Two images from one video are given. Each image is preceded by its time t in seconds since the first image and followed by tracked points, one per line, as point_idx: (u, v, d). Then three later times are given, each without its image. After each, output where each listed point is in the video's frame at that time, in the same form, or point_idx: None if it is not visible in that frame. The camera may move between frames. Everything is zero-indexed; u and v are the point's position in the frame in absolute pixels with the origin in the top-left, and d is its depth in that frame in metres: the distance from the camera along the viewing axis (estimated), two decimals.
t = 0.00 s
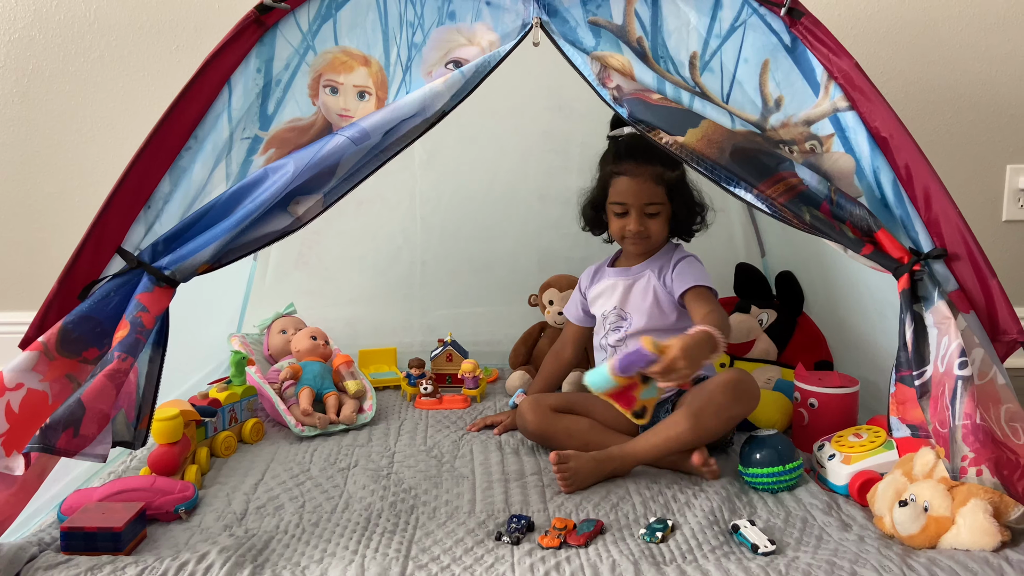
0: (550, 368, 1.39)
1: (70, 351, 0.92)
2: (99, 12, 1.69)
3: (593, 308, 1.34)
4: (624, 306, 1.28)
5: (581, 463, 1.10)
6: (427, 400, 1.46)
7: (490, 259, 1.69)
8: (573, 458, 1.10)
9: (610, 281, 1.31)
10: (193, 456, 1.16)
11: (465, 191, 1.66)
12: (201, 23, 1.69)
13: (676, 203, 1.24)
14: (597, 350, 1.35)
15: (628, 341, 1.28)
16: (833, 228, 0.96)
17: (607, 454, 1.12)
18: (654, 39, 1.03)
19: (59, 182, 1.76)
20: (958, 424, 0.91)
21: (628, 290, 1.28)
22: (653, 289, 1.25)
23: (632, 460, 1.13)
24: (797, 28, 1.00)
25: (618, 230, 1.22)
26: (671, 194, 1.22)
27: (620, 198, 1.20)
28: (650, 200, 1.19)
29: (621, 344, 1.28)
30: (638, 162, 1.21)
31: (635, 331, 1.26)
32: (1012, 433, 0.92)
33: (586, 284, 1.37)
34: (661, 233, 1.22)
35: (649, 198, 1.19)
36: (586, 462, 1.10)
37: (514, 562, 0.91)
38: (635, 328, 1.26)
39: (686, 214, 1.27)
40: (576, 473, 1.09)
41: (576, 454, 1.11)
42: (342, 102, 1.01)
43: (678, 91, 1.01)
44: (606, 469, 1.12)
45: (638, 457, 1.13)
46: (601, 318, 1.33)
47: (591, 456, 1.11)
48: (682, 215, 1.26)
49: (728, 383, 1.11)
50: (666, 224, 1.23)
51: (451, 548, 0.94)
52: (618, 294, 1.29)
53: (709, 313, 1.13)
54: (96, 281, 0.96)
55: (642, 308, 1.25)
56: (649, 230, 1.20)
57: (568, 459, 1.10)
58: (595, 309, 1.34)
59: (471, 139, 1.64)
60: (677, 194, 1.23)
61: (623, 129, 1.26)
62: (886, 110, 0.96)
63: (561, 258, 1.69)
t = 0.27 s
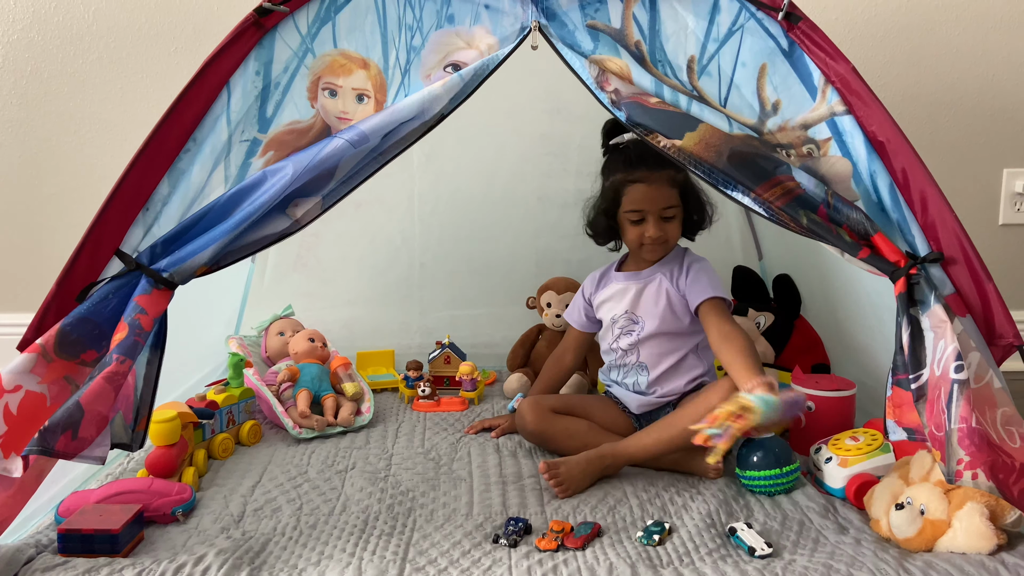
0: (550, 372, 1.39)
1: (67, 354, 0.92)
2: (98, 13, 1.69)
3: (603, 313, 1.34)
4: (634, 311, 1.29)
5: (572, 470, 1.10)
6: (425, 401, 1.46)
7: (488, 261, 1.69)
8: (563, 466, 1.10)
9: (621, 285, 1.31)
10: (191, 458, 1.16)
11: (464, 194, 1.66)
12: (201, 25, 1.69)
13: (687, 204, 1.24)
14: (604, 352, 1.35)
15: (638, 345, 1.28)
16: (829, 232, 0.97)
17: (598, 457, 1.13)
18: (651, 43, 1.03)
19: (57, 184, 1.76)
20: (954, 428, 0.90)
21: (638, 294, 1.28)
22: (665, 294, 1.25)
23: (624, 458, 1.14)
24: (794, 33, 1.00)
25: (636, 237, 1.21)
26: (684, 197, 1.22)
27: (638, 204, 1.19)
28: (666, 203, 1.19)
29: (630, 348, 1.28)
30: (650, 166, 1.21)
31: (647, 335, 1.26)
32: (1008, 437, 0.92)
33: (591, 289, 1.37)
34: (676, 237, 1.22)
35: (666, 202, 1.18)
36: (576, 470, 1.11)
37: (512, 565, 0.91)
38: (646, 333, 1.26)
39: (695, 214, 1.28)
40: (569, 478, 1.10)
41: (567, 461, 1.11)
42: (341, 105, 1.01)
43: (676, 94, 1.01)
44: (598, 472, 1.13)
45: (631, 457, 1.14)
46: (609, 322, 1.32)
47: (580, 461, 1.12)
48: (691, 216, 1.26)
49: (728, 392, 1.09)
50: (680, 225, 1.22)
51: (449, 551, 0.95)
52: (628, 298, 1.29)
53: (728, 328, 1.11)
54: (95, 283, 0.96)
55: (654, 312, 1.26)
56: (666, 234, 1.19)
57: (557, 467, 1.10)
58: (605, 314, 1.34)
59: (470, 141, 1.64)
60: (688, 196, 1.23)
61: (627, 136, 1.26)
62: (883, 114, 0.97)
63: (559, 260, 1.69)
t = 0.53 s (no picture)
0: (557, 375, 1.39)
1: (66, 355, 0.92)
2: (98, 15, 1.69)
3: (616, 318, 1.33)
4: (648, 319, 1.28)
5: (571, 474, 1.10)
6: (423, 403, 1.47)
7: (487, 264, 1.69)
8: (563, 470, 1.10)
9: (637, 291, 1.30)
10: (189, 460, 1.16)
11: (462, 197, 1.66)
12: (200, 27, 1.69)
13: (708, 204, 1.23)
14: (613, 355, 1.34)
15: (649, 354, 1.27)
16: (826, 235, 0.96)
17: (595, 455, 1.13)
18: (650, 47, 1.03)
19: (56, 185, 1.76)
20: (949, 432, 0.91)
21: (654, 302, 1.27)
22: (682, 304, 1.24)
23: (618, 466, 1.14)
24: (792, 37, 1.01)
25: (652, 238, 1.20)
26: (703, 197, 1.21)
27: (653, 203, 1.18)
28: (682, 203, 1.18)
29: (640, 356, 1.27)
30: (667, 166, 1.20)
31: (659, 345, 1.25)
32: (1003, 441, 0.93)
33: (606, 291, 1.36)
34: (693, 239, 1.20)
35: (682, 201, 1.18)
36: (576, 474, 1.10)
37: (509, 568, 0.91)
38: (658, 342, 1.26)
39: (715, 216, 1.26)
40: (568, 482, 1.09)
41: (566, 465, 1.11)
42: (340, 108, 1.01)
43: (674, 98, 1.01)
44: (594, 472, 1.13)
45: (624, 464, 1.14)
46: (621, 326, 1.32)
47: (577, 459, 1.12)
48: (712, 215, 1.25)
49: (733, 420, 1.09)
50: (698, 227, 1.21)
51: (446, 553, 0.95)
52: (643, 306, 1.28)
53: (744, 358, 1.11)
54: (93, 286, 0.97)
55: (670, 323, 1.25)
56: (681, 235, 1.18)
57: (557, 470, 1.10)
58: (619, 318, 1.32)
59: (468, 144, 1.64)
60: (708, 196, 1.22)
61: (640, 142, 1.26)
62: (880, 119, 0.97)
63: (557, 263, 1.69)
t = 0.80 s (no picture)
0: (566, 377, 1.38)
1: (64, 357, 0.92)
2: (97, 16, 1.69)
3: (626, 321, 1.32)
4: (661, 324, 1.26)
5: (573, 475, 1.10)
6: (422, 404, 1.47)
7: (485, 265, 1.69)
8: (566, 470, 1.10)
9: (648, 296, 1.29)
10: (187, 461, 1.16)
11: (462, 198, 1.67)
12: (200, 28, 1.69)
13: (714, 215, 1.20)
14: (622, 358, 1.33)
15: (660, 360, 1.26)
16: (825, 238, 0.96)
17: (593, 460, 1.13)
18: (649, 50, 1.04)
19: (55, 186, 1.76)
20: (946, 434, 0.91)
21: (668, 308, 1.26)
22: (698, 312, 1.23)
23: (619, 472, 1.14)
24: (791, 40, 1.01)
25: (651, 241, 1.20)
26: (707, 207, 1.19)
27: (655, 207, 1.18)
28: (683, 210, 1.17)
29: (652, 362, 1.27)
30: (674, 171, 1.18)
31: (671, 352, 1.25)
32: (1000, 444, 0.92)
33: (617, 293, 1.34)
34: (695, 248, 1.19)
35: (682, 208, 1.17)
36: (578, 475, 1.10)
37: (507, 569, 0.91)
38: (670, 349, 1.25)
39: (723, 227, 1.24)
40: (569, 484, 1.09)
41: (568, 465, 1.11)
42: (339, 109, 1.01)
43: (673, 101, 1.01)
44: (593, 474, 1.13)
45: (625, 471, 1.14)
46: (632, 331, 1.30)
47: (579, 463, 1.12)
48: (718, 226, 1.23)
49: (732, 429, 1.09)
50: (701, 236, 1.20)
51: (445, 555, 0.95)
52: (656, 311, 1.27)
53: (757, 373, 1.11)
54: (92, 287, 0.97)
55: (683, 330, 1.24)
56: (681, 243, 1.18)
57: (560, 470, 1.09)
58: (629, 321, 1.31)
59: (467, 146, 1.64)
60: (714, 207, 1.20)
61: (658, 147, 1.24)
62: (878, 122, 0.98)
63: (556, 265, 1.69)
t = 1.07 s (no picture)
0: (569, 376, 1.39)
1: (65, 358, 0.92)
2: (97, 17, 1.69)
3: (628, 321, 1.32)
4: (665, 327, 1.26)
5: (574, 475, 1.10)
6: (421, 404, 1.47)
7: (485, 266, 1.69)
8: (567, 468, 1.09)
9: (652, 298, 1.28)
10: (187, 462, 1.16)
11: (461, 200, 1.67)
12: (200, 29, 1.70)
13: (685, 220, 1.16)
14: (624, 359, 1.33)
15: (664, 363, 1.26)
16: (824, 239, 0.96)
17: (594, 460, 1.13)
18: (648, 51, 1.04)
19: (55, 187, 1.76)
20: (946, 436, 0.91)
21: (672, 311, 1.25)
22: (704, 315, 1.23)
23: (620, 473, 1.13)
24: (790, 42, 1.02)
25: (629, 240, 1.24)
26: (674, 211, 1.16)
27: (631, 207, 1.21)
28: (646, 212, 1.18)
29: (655, 364, 1.26)
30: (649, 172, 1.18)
31: (676, 355, 1.24)
32: (1000, 445, 0.92)
33: (621, 293, 1.34)
34: (663, 251, 1.19)
35: (644, 210, 1.17)
36: (578, 474, 1.10)
37: (507, 571, 0.91)
38: (675, 352, 1.24)
39: (709, 236, 1.17)
40: (570, 484, 1.09)
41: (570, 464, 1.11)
42: (339, 111, 1.01)
43: (673, 103, 1.01)
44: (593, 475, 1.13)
45: (629, 473, 1.13)
46: (635, 333, 1.30)
47: (580, 463, 1.12)
48: (700, 233, 1.17)
49: (733, 432, 1.09)
50: (668, 241, 1.18)
51: (444, 556, 0.95)
52: (659, 314, 1.27)
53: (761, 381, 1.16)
54: (92, 288, 0.97)
55: (687, 334, 1.24)
56: (646, 245, 1.20)
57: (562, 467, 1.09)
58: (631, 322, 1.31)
59: (467, 147, 1.64)
60: (682, 211, 1.16)
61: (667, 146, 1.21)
62: (878, 124, 0.98)
63: (555, 266, 1.69)
